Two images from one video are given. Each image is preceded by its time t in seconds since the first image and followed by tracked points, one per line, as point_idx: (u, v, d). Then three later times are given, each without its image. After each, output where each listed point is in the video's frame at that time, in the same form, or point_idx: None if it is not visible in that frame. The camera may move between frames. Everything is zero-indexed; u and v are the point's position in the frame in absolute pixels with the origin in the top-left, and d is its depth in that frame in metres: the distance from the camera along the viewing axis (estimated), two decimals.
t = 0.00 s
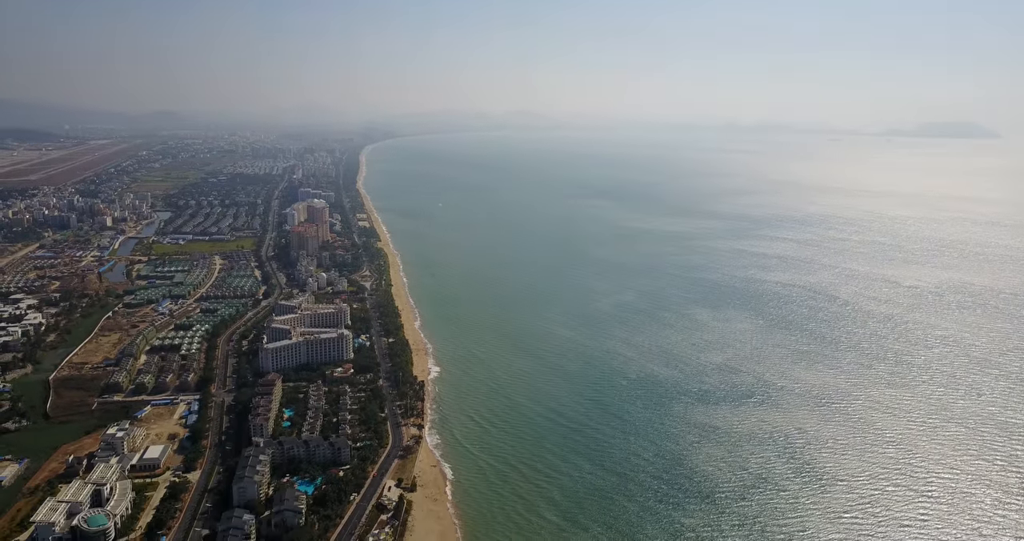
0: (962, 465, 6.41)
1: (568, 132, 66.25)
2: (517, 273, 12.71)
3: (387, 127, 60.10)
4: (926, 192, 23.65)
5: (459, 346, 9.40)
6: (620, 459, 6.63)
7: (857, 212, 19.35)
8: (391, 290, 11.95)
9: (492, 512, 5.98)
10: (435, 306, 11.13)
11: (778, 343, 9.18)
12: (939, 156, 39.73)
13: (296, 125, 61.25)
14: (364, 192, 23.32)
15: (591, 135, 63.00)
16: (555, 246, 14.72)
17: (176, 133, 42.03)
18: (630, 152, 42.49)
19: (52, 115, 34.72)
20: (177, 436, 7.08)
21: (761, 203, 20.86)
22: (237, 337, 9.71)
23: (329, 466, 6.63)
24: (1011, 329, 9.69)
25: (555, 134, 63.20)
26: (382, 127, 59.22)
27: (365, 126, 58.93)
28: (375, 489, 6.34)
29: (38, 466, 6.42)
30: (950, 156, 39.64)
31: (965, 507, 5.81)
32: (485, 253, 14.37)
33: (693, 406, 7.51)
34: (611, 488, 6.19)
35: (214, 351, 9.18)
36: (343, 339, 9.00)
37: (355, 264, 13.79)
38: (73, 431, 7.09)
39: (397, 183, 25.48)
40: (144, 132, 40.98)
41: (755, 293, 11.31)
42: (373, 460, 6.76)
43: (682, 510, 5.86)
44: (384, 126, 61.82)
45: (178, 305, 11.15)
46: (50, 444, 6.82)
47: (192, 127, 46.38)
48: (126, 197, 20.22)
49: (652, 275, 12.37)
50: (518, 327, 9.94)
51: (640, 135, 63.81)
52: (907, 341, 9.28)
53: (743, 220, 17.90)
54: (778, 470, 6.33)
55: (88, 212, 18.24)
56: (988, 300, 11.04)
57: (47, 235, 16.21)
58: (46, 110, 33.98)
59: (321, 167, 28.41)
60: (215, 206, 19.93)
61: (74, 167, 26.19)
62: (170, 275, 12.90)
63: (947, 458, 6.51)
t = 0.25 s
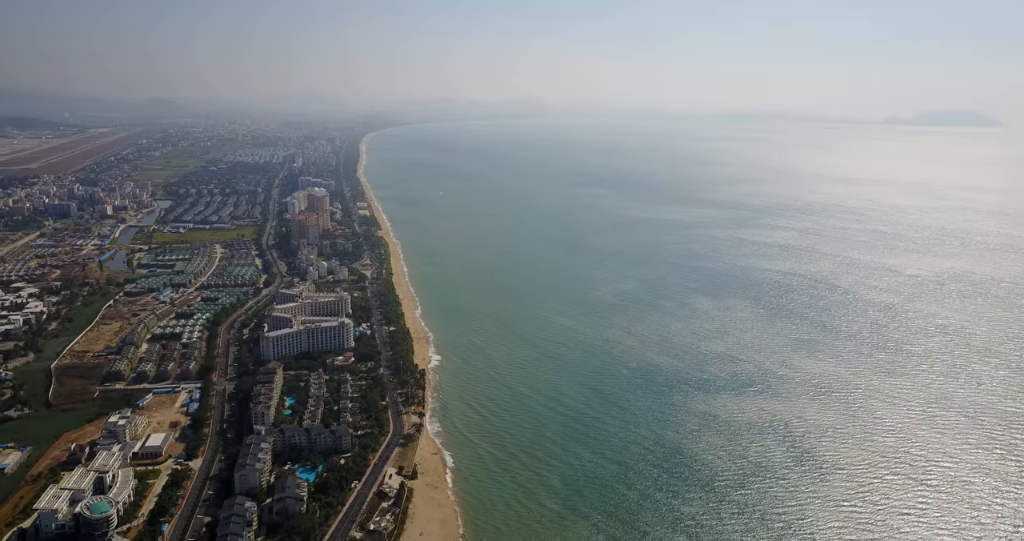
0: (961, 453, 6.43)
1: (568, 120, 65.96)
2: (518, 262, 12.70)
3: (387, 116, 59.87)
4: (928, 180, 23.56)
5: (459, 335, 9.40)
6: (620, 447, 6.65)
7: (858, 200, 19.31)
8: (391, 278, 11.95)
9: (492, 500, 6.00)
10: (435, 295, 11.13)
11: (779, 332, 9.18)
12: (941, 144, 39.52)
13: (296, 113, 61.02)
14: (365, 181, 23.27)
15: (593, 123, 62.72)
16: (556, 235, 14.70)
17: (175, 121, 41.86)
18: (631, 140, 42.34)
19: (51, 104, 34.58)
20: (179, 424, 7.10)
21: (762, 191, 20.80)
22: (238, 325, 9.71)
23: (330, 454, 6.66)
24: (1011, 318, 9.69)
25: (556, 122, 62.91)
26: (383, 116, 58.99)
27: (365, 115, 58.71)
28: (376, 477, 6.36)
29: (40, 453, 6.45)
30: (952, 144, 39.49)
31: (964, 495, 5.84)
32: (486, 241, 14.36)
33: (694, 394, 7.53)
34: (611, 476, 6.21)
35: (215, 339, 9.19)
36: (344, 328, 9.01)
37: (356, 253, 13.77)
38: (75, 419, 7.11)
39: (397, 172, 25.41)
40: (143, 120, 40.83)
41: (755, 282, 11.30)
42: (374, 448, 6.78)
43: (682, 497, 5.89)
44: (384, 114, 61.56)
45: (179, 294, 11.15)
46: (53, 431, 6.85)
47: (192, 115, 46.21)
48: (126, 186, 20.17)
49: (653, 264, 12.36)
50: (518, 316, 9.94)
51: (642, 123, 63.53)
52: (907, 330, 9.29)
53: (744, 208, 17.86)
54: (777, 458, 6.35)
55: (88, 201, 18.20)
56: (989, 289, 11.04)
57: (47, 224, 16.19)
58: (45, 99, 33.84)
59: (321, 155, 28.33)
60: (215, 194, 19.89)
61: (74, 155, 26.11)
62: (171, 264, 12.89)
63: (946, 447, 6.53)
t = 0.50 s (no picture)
0: (960, 442, 6.44)
1: (570, 108, 65.69)
2: (519, 250, 12.68)
3: (387, 104, 59.63)
4: (930, 169, 23.46)
5: (460, 324, 9.40)
6: (620, 436, 6.67)
7: (860, 189, 19.23)
8: (392, 267, 11.94)
9: (492, 488, 6.03)
10: (436, 284, 11.12)
11: (780, 321, 9.17)
12: (944, 133, 39.30)
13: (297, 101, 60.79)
14: (365, 169, 23.21)
15: (594, 111, 62.44)
16: (557, 224, 14.66)
17: (175, 109, 41.73)
18: (633, 129, 42.14)
19: (51, 93, 34.48)
20: (180, 412, 7.12)
21: (763, 180, 20.72)
22: (239, 314, 9.72)
23: (331, 442, 6.68)
24: (1012, 307, 9.68)
25: (557, 111, 62.67)
26: (383, 104, 58.78)
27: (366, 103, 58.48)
28: (377, 464, 6.39)
29: (42, 441, 6.47)
30: (954, 133, 39.29)
31: (962, 484, 5.86)
32: (486, 230, 14.33)
33: (694, 383, 7.54)
34: (611, 465, 6.23)
35: (216, 328, 9.19)
36: (345, 316, 9.01)
37: (356, 242, 13.75)
38: (78, 407, 7.13)
39: (397, 161, 25.33)
40: (143, 108, 40.69)
41: (756, 271, 11.28)
42: (375, 436, 6.80)
43: (682, 485, 5.91)
44: (384, 102, 61.28)
45: (179, 283, 11.15)
46: (55, 420, 6.87)
47: (191, 104, 46.04)
48: (126, 174, 20.13)
49: (654, 253, 12.33)
50: (519, 305, 9.93)
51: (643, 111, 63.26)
52: (908, 319, 9.27)
53: (745, 197, 17.80)
54: (777, 447, 6.36)
55: (88, 190, 18.17)
56: (990, 278, 11.01)
57: (48, 213, 16.17)
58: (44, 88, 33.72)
59: (321, 144, 28.23)
60: (215, 183, 19.83)
61: (74, 144, 26.05)
62: (172, 252, 12.88)
63: (945, 436, 6.54)
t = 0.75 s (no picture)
0: (959, 430, 6.46)
1: (571, 97, 65.41)
2: (519, 239, 12.67)
3: (388, 92, 59.36)
4: (932, 158, 23.38)
5: (460, 313, 9.41)
6: (620, 424, 6.69)
7: (862, 178, 19.17)
8: (392, 256, 11.93)
9: (492, 476, 6.05)
10: (436, 273, 11.12)
11: (781, 310, 9.17)
12: (946, 122, 39.11)
13: (297, 89, 60.53)
14: (366, 158, 23.15)
15: (595, 99, 62.18)
16: (558, 212, 14.64)
17: (175, 97, 41.55)
18: (633, 117, 41.98)
19: (50, 81, 34.34)
20: (182, 400, 7.13)
21: (765, 169, 20.66)
22: (239, 302, 9.72)
23: (332, 430, 6.70)
24: (1012, 296, 9.67)
25: (558, 99, 62.39)
26: (383, 92, 58.52)
27: (366, 91, 58.22)
28: (378, 452, 6.41)
29: (45, 429, 6.49)
30: (957, 121, 39.10)
31: (961, 472, 5.88)
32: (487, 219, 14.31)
33: (694, 372, 7.55)
34: (611, 453, 6.25)
35: (217, 316, 9.19)
36: (346, 305, 9.01)
37: (357, 231, 13.74)
38: (80, 395, 7.16)
39: (398, 149, 25.25)
40: (143, 96, 40.52)
41: (757, 260, 11.26)
42: (376, 424, 6.82)
43: (681, 473, 5.94)
44: (384, 90, 61.02)
45: (180, 271, 11.15)
46: (57, 408, 6.89)
47: (191, 92, 45.85)
48: (126, 163, 20.08)
49: (655, 242, 12.32)
50: (519, 294, 9.93)
51: (645, 100, 62.97)
52: (909, 308, 9.27)
53: (746, 186, 17.75)
54: (777, 436, 6.38)
55: (88, 178, 18.14)
56: (991, 267, 11.00)
57: (48, 201, 16.15)
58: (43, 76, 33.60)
59: (321, 132, 28.14)
60: (215, 172, 19.78)
61: (74, 132, 25.97)
62: (172, 241, 12.87)
63: (945, 425, 6.56)
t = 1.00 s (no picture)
0: (958, 419, 6.47)
1: (572, 85, 65.07)
2: (520, 228, 12.65)
3: (388, 80, 59.09)
4: (934, 147, 23.27)
5: (461, 302, 9.41)
6: (620, 413, 6.70)
7: (863, 167, 19.10)
8: (393, 245, 11.91)
9: (492, 465, 6.07)
10: (437, 262, 11.11)
11: (782, 299, 9.16)
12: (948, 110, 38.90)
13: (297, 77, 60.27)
14: (366, 146, 23.08)
15: (596, 87, 61.84)
16: (559, 201, 14.60)
17: (174, 86, 41.37)
18: (634, 105, 41.80)
19: (49, 69, 34.22)
20: (183, 388, 7.15)
21: (766, 158, 20.58)
22: (240, 291, 9.72)
23: (333, 418, 6.72)
24: (1013, 285, 9.66)
25: (560, 87, 62.06)
26: (384, 80, 58.25)
27: (366, 79, 57.95)
28: (379, 440, 6.43)
29: (47, 417, 6.52)
30: (959, 110, 38.92)
31: (960, 461, 5.89)
32: (488, 208, 14.28)
33: (695, 361, 7.55)
34: (611, 442, 6.26)
35: (218, 305, 9.19)
36: (347, 294, 9.01)
37: (357, 219, 13.71)
38: (81, 383, 7.17)
39: (398, 138, 25.17)
40: (143, 85, 40.35)
41: (758, 249, 11.25)
42: (377, 412, 6.83)
43: (681, 462, 5.95)
44: (385, 78, 60.74)
45: (181, 260, 11.14)
46: (59, 396, 6.91)
47: (191, 80, 45.66)
48: (126, 151, 20.02)
49: (656, 231, 12.30)
50: (520, 283, 9.92)
51: (646, 88, 62.64)
52: (909, 297, 9.26)
53: (747, 175, 17.70)
54: (777, 425, 6.39)
55: (88, 167, 18.09)
56: (992, 256, 10.98)
57: (48, 190, 16.12)
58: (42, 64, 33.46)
59: (321, 121, 28.04)
60: (215, 160, 19.72)
61: (73, 121, 25.88)
62: (173, 230, 12.86)
63: (944, 413, 6.56)
